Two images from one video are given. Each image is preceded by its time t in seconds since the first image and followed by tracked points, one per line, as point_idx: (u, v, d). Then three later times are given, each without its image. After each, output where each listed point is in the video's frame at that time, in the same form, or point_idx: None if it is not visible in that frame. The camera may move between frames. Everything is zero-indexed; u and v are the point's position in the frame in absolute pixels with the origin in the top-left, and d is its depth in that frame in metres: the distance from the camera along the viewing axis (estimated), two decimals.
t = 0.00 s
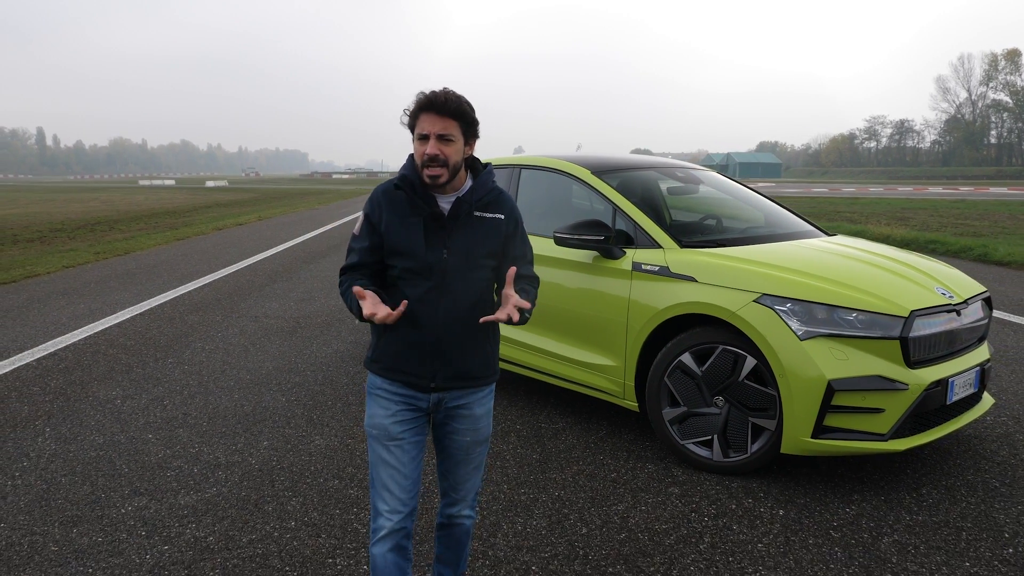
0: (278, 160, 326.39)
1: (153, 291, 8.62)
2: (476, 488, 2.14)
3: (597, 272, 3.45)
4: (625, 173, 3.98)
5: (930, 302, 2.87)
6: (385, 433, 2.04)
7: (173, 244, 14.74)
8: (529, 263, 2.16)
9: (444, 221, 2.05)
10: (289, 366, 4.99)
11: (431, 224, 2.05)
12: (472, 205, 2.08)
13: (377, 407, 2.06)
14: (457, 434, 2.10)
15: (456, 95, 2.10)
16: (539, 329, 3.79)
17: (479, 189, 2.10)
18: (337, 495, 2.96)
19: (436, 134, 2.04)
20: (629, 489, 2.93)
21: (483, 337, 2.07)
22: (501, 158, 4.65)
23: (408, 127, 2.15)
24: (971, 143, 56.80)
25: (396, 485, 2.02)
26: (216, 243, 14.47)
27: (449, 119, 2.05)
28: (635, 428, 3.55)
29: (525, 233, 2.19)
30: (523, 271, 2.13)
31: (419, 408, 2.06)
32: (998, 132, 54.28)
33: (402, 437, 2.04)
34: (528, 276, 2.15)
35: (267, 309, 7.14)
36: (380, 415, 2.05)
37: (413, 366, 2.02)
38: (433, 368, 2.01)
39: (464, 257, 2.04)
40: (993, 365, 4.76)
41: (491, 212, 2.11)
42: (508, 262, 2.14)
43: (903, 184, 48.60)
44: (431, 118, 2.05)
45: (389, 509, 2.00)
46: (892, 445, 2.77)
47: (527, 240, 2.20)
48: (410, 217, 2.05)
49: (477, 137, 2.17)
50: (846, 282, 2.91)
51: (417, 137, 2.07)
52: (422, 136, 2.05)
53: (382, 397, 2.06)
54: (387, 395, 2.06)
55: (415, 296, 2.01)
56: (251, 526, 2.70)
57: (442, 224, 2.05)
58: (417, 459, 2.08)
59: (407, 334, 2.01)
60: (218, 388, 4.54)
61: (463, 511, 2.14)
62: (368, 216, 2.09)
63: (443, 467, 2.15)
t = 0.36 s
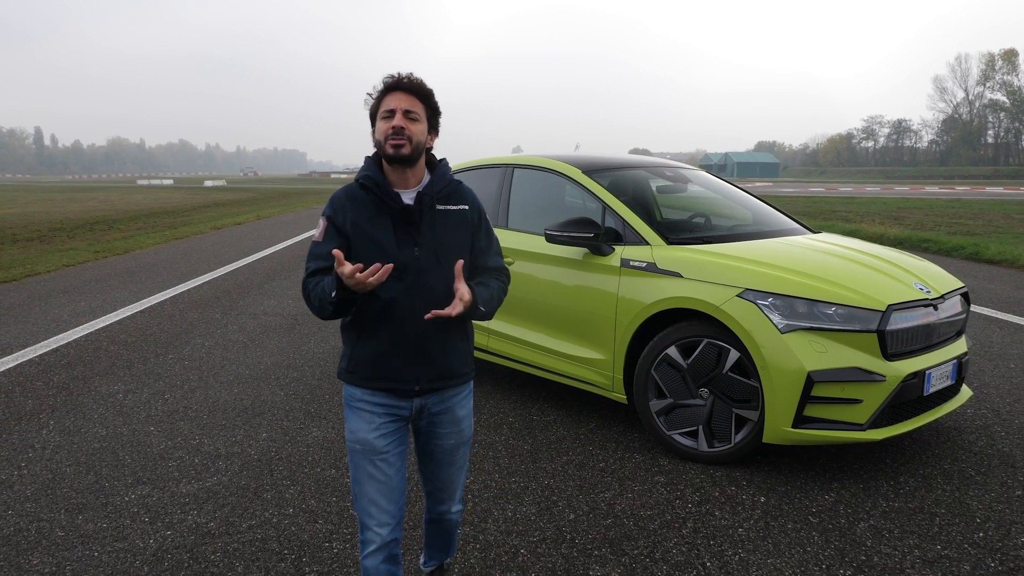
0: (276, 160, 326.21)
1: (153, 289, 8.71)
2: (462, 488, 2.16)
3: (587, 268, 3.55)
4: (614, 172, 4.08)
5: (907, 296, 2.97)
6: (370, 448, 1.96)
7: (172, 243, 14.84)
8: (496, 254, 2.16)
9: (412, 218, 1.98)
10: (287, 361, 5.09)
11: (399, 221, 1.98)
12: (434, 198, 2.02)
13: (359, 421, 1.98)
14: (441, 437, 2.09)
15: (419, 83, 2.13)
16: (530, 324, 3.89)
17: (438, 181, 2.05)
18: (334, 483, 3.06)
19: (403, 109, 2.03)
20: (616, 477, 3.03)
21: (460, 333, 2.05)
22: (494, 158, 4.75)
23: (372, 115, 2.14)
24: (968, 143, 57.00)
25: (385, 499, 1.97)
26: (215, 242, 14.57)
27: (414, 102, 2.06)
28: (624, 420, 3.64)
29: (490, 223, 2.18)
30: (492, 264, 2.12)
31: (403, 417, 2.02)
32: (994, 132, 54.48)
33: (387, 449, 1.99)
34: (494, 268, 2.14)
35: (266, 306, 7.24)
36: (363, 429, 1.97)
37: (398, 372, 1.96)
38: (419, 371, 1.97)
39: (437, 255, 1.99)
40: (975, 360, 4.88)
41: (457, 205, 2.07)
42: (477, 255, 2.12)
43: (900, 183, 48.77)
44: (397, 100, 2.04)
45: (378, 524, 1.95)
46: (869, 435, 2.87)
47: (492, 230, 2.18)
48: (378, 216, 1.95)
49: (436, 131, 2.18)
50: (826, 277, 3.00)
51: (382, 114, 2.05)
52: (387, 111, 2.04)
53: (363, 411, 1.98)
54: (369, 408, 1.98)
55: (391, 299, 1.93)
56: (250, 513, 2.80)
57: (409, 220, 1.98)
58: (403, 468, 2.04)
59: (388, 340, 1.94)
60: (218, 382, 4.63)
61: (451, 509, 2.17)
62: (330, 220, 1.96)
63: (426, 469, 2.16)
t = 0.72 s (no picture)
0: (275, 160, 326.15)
1: (153, 287, 8.82)
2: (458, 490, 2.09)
3: (576, 265, 3.66)
4: (604, 172, 4.19)
5: (884, 292, 3.07)
6: (350, 449, 1.96)
7: (171, 243, 14.95)
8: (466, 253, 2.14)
9: (385, 216, 1.96)
10: (286, 357, 5.20)
11: (373, 220, 1.97)
12: (406, 196, 2.02)
13: (337, 424, 1.97)
14: (428, 434, 2.05)
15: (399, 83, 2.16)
16: (522, 320, 4.00)
17: (412, 180, 2.04)
18: (331, 473, 3.17)
19: (384, 106, 2.04)
20: (603, 467, 3.13)
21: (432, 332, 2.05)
22: (487, 158, 4.85)
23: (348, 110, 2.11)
24: (965, 143, 57.16)
25: (367, 495, 2.00)
26: (214, 241, 14.68)
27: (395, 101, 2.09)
28: (612, 414, 3.75)
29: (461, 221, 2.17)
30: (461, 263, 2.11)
31: (384, 416, 2.00)
32: (991, 132, 54.65)
33: (367, 449, 1.98)
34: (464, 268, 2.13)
35: (264, 304, 7.35)
36: (343, 432, 1.97)
37: (373, 370, 1.96)
38: (394, 370, 1.96)
39: (409, 254, 1.99)
40: (958, 354, 4.99)
41: (429, 203, 2.07)
42: (449, 254, 2.11)
43: (897, 183, 48.93)
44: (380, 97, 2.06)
45: (362, 519, 1.98)
46: (847, 425, 2.97)
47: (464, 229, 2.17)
48: (350, 214, 1.94)
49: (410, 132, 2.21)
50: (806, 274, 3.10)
51: (361, 109, 2.04)
52: (369, 108, 2.03)
53: (342, 413, 1.97)
54: (348, 410, 1.97)
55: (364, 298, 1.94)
56: (250, 500, 2.91)
57: (382, 219, 1.97)
58: (384, 465, 2.05)
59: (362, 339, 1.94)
60: (218, 378, 4.74)
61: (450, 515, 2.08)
62: (304, 216, 1.92)
63: (417, 473, 2.09)
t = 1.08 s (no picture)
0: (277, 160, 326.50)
1: (158, 286, 8.94)
2: (453, 490, 2.05)
3: (571, 263, 3.77)
4: (598, 173, 4.30)
5: (867, 288, 3.18)
6: (349, 442, 2.04)
7: (175, 242, 15.09)
8: (468, 255, 2.16)
9: (383, 219, 2.03)
10: (288, 354, 5.31)
11: (372, 222, 2.03)
12: (407, 199, 2.06)
13: (338, 418, 2.05)
14: (422, 428, 2.06)
15: (399, 86, 2.24)
16: (518, 316, 4.11)
17: (411, 183, 2.09)
18: (332, 463, 3.28)
19: (385, 109, 2.12)
20: (596, 458, 3.24)
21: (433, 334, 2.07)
22: (484, 159, 4.97)
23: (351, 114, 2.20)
24: (966, 143, 57.16)
25: (366, 486, 2.07)
26: (217, 241, 14.82)
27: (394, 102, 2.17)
28: (606, 408, 3.85)
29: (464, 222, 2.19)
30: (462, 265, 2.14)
31: (381, 411, 2.04)
32: (992, 132, 54.67)
33: (366, 442, 2.05)
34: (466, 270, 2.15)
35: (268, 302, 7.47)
36: (342, 425, 2.04)
37: (370, 369, 1.99)
38: (390, 369, 1.99)
39: (407, 256, 2.04)
40: (947, 351, 5.09)
41: (430, 206, 2.10)
42: (450, 256, 2.14)
43: (898, 184, 48.96)
44: (379, 99, 2.15)
45: (363, 506, 2.07)
46: (831, 417, 3.07)
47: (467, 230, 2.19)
48: (350, 216, 2.01)
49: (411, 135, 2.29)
50: (792, 270, 3.21)
51: (363, 112, 2.12)
52: (370, 109, 2.11)
53: (341, 408, 2.04)
54: (347, 404, 2.04)
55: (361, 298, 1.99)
56: (255, 488, 3.02)
57: (380, 222, 2.03)
58: (384, 457, 2.10)
59: (360, 339, 1.99)
60: (222, 373, 4.85)
61: (446, 518, 2.02)
62: (305, 217, 2.00)
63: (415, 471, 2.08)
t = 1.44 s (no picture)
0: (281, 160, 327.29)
1: (166, 284, 9.09)
2: (471, 498, 2.05)
3: (571, 260, 3.87)
4: (598, 172, 4.40)
5: (859, 285, 3.27)
6: (371, 441, 2.05)
7: (181, 241, 15.26)
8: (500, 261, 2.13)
9: (414, 219, 2.02)
10: (296, 349, 5.43)
11: (403, 223, 2.03)
12: (440, 202, 2.06)
13: (363, 416, 2.06)
14: (444, 435, 2.04)
15: (446, 89, 2.22)
16: (520, 312, 4.22)
17: (447, 186, 2.08)
18: (340, 453, 3.39)
19: (431, 113, 2.12)
20: (595, 449, 3.34)
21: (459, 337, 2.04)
22: (487, 158, 5.07)
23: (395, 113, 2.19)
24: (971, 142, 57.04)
25: (386, 484, 2.10)
26: (223, 240, 14.98)
27: (440, 106, 2.15)
28: (607, 401, 3.95)
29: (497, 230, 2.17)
30: (493, 270, 2.11)
31: (406, 413, 2.04)
32: (997, 131, 54.54)
33: (388, 443, 2.06)
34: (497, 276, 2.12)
35: (274, 299, 7.60)
36: (366, 424, 2.05)
37: (393, 369, 1.99)
38: (412, 369, 1.98)
39: (435, 258, 2.01)
40: (942, 348, 5.18)
41: (463, 210, 2.09)
42: (481, 262, 2.12)
43: (902, 184, 48.90)
44: (426, 102, 2.14)
45: (383, 501, 2.11)
46: (824, 410, 3.16)
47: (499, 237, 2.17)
48: (381, 216, 2.01)
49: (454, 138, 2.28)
50: (786, 267, 3.30)
51: (409, 113, 2.11)
52: (416, 113, 2.10)
53: (366, 407, 2.05)
54: (371, 404, 2.04)
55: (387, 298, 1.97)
56: (265, 476, 3.13)
57: (411, 222, 2.03)
58: (406, 456, 2.12)
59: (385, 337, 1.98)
60: (231, 367, 4.97)
61: (460, 526, 2.03)
62: (340, 219, 2.06)
63: (435, 476, 2.08)
